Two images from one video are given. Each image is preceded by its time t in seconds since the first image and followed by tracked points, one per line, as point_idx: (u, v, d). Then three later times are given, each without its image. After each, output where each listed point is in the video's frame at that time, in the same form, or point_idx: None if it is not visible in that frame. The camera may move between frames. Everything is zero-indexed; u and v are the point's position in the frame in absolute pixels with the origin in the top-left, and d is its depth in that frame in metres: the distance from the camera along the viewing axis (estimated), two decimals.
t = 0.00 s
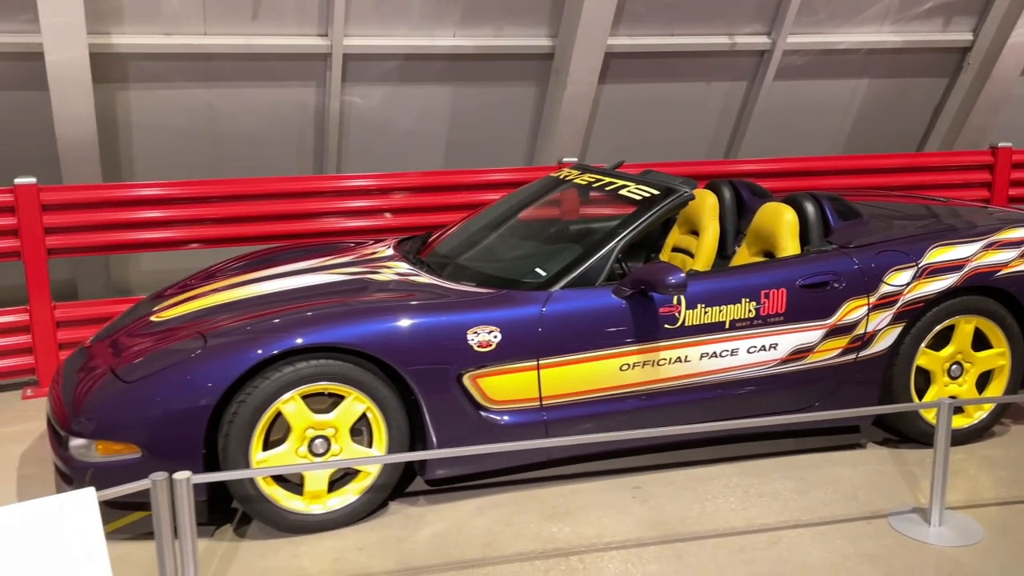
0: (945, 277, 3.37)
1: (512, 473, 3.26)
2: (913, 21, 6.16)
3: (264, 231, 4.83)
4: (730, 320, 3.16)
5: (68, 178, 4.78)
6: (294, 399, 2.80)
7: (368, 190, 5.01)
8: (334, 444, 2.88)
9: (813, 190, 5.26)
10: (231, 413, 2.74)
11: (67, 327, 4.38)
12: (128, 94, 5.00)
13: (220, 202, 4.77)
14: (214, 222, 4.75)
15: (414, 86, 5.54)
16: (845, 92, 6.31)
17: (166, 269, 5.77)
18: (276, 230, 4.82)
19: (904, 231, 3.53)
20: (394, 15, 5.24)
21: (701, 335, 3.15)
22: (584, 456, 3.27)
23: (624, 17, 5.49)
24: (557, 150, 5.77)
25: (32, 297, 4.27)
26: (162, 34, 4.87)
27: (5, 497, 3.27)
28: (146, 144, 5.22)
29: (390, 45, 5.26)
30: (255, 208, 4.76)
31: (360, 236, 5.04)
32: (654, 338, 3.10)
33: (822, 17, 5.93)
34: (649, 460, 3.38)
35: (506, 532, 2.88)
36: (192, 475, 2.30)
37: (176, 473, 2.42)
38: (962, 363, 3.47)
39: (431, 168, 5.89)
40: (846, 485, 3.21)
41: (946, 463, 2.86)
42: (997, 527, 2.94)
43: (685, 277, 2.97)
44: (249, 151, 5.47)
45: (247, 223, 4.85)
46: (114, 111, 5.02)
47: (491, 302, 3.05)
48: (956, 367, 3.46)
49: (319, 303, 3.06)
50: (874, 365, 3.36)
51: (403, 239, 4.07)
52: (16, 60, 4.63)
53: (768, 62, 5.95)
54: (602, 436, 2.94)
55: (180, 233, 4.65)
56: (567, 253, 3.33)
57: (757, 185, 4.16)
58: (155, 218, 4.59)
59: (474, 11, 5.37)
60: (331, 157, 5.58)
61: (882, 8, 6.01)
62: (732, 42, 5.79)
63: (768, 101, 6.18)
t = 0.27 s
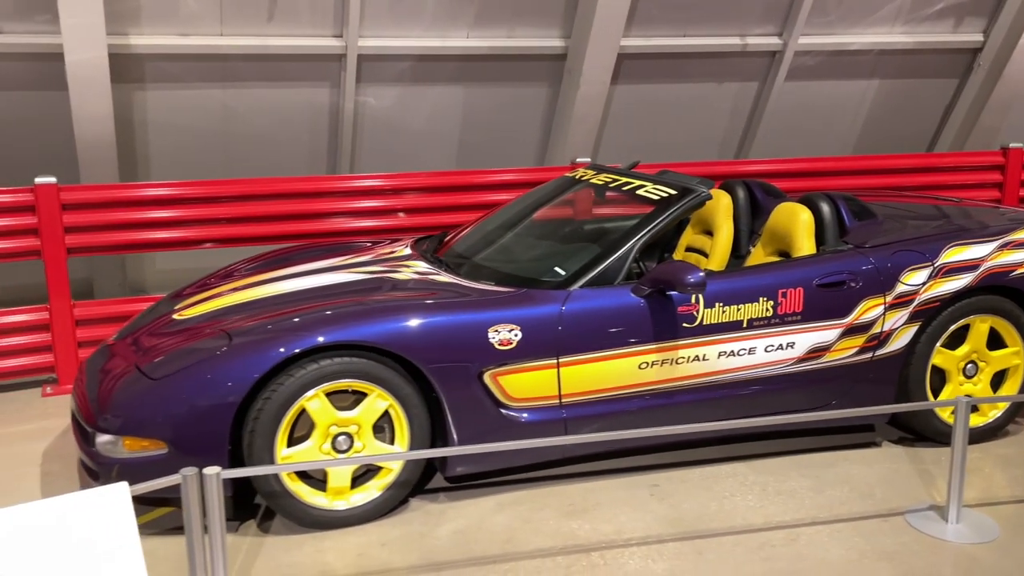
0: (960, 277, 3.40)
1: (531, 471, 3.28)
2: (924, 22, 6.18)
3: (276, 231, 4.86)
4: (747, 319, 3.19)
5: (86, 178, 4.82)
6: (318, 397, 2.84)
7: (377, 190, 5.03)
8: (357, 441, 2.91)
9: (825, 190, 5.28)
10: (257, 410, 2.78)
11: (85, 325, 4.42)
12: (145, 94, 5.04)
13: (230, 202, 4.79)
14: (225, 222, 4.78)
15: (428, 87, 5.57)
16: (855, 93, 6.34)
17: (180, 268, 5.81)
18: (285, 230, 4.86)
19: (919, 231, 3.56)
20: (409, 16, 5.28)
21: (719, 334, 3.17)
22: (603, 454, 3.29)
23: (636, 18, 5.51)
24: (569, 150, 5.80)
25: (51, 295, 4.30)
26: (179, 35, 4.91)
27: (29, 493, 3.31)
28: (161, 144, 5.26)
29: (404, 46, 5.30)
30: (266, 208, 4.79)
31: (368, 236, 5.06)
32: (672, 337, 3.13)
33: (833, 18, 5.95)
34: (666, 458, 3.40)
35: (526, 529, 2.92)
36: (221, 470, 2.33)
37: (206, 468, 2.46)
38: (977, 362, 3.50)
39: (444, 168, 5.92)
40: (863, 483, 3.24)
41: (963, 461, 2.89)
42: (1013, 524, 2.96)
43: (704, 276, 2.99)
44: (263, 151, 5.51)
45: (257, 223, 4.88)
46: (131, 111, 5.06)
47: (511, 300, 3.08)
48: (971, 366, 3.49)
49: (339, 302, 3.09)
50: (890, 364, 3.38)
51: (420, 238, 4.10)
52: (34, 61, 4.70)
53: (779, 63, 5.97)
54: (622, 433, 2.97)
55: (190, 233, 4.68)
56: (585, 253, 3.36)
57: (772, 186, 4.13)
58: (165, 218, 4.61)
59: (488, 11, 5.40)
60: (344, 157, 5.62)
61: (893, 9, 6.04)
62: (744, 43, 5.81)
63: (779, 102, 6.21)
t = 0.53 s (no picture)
0: (977, 277, 3.42)
1: (550, 468, 3.31)
2: (936, 23, 6.20)
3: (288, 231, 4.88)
4: (766, 318, 3.22)
5: (104, 177, 4.87)
6: (343, 393, 2.88)
7: (387, 190, 5.05)
8: (380, 437, 2.95)
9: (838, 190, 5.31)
10: (283, 407, 2.82)
11: (104, 323, 4.47)
12: (162, 95, 5.07)
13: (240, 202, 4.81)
14: (236, 222, 4.80)
15: (442, 87, 5.61)
16: (867, 94, 6.36)
17: (196, 267, 5.85)
18: (295, 229, 4.88)
19: (935, 231, 3.59)
20: (424, 17, 5.31)
21: (738, 333, 3.20)
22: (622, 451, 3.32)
23: (650, 19, 5.53)
24: (583, 151, 5.84)
25: (71, 294, 4.34)
26: (197, 35, 4.94)
27: (55, 489, 3.35)
28: (178, 144, 5.30)
29: (420, 46, 5.33)
30: (276, 207, 4.81)
31: (378, 236, 5.08)
32: (691, 336, 3.15)
33: (845, 19, 5.97)
34: (684, 455, 3.43)
35: (548, 525, 2.95)
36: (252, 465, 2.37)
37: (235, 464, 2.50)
38: (993, 361, 3.52)
39: (458, 168, 5.96)
40: (880, 481, 3.26)
41: (982, 459, 2.91)
42: None
43: (723, 275, 3.01)
44: (278, 151, 5.55)
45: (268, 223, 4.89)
46: (148, 111, 5.10)
47: (532, 299, 3.11)
48: (987, 365, 3.51)
49: (361, 300, 3.13)
50: (907, 362, 3.41)
51: (437, 237, 4.14)
52: (55, 61, 4.76)
53: (791, 64, 6.00)
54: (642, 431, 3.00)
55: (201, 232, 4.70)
56: (604, 252, 3.39)
57: (787, 186, 4.13)
58: (174, 218, 4.62)
59: (502, 12, 5.44)
60: (359, 157, 5.65)
61: (905, 11, 6.06)
62: (757, 44, 5.83)
63: (791, 102, 6.23)
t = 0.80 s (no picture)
0: (994, 275, 3.45)
1: (569, 464, 3.35)
2: (950, 23, 6.22)
3: (303, 229, 4.90)
4: (784, 316, 3.24)
5: (124, 176, 4.92)
6: (368, 389, 2.92)
7: (396, 190, 5.07)
8: (404, 432, 2.99)
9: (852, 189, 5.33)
10: (309, 402, 2.86)
11: (125, 321, 4.52)
12: (181, 95, 5.12)
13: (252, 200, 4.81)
14: (249, 220, 4.81)
15: (457, 87, 5.65)
16: (880, 94, 6.38)
17: (213, 266, 5.90)
18: (306, 228, 4.90)
19: (952, 230, 3.61)
20: (440, 18, 5.35)
21: (757, 331, 3.23)
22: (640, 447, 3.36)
23: (664, 20, 5.55)
24: (597, 150, 5.88)
25: (94, 292, 4.40)
26: (216, 36, 4.99)
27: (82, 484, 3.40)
28: (196, 144, 5.35)
29: (436, 46, 5.37)
30: (290, 207, 4.83)
31: (388, 235, 5.10)
32: (711, 333, 3.18)
33: (858, 19, 5.99)
34: (702, 452, 3.46)
35: (570, 520, 2.98)
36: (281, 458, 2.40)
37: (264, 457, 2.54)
38: (1010, 359, 3.55)
39: (472, 167, 6.00)
40: (898, 477, 3.29)
41: (1000, 457, 2.93)
42: None
43: (743, 273, 3.05)
44: (294, 150, 5.59)
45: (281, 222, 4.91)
46: (167, 111, 5.15)
47: (553, 297, 3.15)
48: (1004, 363, 3.54)
49: (383, 298, 3.17)
50: (924, 361, 3.43)
51: (455, 236, 4.17)
52: (76, 62, 4.81)
53: (804, 64, 6.02)
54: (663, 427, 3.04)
55: (215, 231, 4.72)
56: (623, 251, 3.42)
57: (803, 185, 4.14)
58: (185, 216, 4.63)
59: (518, 13, 5.47)
60: (374, 156, 5.69)
61: (918, 11, 6.08)
62: (770, 44, 5.85)
63: (804, 102, 6.25)
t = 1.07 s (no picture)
0: (1014, 273, 3.48)
1: (590, 460, 3.37)
2: (966, 22, 6.23)
3: (320, 227, 4.93)
4: (805, 313, 3.27)
5: (146, 174, 4.98)
6: (393, 384, 2.95)
7: (413, 188, 5.10)
8: (428, 427, 3.02)
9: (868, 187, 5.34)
10: (336, 396, 2.90)
11: (148, 317, 4.57)
12: (202, 94, 5.17)
13: (269, 198, 4.84)
14: (267, 219, 4.84)
15: (475, 86, 5.68)
16: (896, 93, 6.39)
17: (232, 264, 5.96)
18: (323, 228, 4.93)
19: (971, 228, 3.62)
20: (458, 17, 5.38)
21: (778, 327, 3.25)
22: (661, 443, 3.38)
23: (681, 18, 5.57)
24: (613, 149, 5.91)
25: (118, 289, 4.45)
26: (237, 35, 5.03)
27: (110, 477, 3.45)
28: (216, 142, 5.40)
29: (454, 46, 5.40)
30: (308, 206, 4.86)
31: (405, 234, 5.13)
32: (732, 330, 3.21)
33: (875, 18, 5.99)
34: (722, 448, 3.48)
35: (593, 514, 3.01)
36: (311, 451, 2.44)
37: (293, 450, 2.58)
38: None
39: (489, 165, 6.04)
40: (918, 474, 3.31)
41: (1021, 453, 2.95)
42: None
43: (764, 270, 3.07)
44: (313, 149, 5.64)
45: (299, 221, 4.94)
46: (188, 110, 5.19)
47: (576, 293, 3.18)
48: None
49: (406, 295, 3.20)
50: (944, 358, 3.45)
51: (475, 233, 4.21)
52: (100, 61, 4.88)
53: (820, 63, 6.02)
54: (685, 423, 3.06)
55: (234, 229, 4.75)
56: (644, 248, 3.45)
57: (820, 183, 4.11)
58: (202, 214, 4.67)
59: (535, 12, 5.50)
60: (392, 155, 5.74)
61: (935, 10, 6.08)
62: (787, 43, 5.86)
63: (820, 101, 6.26)
